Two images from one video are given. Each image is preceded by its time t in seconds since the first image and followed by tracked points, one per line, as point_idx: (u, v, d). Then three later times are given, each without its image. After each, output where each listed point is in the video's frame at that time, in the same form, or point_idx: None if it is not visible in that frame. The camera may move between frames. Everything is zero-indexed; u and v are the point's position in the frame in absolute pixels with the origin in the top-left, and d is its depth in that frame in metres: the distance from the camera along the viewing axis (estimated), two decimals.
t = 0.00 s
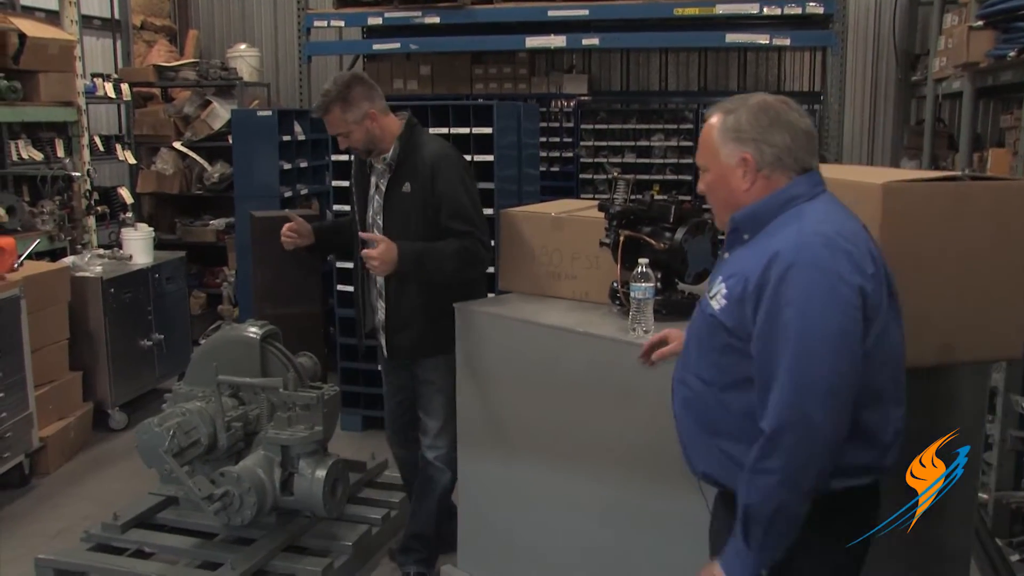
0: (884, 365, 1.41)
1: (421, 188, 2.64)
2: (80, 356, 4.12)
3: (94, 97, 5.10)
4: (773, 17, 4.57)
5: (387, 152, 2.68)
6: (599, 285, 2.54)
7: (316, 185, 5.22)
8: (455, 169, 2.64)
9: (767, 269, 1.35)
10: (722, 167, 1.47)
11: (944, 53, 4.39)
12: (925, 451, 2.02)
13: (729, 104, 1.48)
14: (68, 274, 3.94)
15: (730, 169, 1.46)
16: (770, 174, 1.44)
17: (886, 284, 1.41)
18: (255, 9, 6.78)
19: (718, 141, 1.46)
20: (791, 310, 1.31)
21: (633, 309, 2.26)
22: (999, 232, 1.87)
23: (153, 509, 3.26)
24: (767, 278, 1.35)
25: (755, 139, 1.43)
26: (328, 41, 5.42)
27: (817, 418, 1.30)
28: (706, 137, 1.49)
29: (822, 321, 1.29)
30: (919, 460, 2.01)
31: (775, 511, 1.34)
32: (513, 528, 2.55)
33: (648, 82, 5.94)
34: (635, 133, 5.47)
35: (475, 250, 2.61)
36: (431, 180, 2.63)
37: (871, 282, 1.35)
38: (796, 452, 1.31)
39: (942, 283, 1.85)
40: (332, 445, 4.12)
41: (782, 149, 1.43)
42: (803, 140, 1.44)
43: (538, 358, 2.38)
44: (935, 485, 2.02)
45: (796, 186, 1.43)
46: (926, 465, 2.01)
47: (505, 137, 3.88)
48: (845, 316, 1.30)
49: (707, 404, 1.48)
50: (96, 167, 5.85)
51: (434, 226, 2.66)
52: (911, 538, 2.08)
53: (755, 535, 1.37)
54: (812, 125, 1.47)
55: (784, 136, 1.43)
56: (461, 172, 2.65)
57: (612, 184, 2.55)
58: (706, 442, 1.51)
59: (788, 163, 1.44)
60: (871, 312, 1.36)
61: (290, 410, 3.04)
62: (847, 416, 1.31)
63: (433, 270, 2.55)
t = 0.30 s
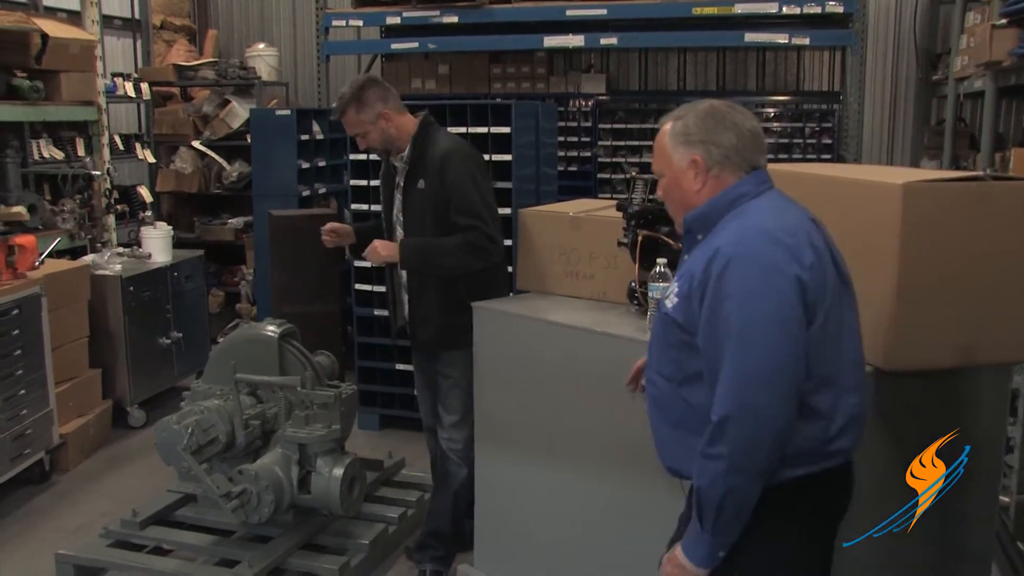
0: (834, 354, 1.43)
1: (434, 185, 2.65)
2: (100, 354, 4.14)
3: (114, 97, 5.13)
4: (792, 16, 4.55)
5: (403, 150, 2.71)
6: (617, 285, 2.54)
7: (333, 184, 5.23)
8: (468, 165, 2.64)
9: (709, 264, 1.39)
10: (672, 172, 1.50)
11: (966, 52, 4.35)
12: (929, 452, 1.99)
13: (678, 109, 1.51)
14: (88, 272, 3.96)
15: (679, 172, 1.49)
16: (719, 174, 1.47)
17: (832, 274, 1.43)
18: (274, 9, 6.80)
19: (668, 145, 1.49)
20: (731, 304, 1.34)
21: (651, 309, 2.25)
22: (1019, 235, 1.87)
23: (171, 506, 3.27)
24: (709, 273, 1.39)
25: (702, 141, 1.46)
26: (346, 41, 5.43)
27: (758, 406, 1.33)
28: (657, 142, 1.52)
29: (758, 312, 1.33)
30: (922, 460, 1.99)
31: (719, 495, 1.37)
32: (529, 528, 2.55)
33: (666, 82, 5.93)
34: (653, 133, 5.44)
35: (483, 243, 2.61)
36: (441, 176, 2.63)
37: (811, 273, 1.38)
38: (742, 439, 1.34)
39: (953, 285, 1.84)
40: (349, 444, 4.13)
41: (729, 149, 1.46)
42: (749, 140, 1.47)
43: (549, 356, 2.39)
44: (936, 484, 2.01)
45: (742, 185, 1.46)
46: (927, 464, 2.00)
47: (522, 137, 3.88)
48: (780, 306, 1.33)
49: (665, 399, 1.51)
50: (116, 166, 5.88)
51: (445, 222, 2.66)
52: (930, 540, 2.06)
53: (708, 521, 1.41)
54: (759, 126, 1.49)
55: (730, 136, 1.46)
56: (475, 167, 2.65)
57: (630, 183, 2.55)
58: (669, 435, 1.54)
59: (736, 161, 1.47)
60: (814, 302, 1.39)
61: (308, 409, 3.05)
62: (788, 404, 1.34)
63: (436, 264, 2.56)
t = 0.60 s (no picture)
0: (743, 365, 1.50)
1: (454, 180, 2.68)
2: (123, 351, 4.17)
3: (138, 96, 5.17)
4: (816, 15, 4.51)
5: (428, 148, 2.75)
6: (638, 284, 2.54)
7: (355, 184, 5.24)
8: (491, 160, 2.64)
9: (620, 277, 1.48)
10: (606, 181, 1.60)
11: (993, 51, 4.31)
12: (927, 452, 1.94)
13: (614, 121, 1.62)
14: (111, 270, 3.98)
15: (611, 181, 1.59)
16: (647, 184, 1.56)
17: (744, 288, 1.50)
18: (296, 9, 6.82)
19: (603, 156, 1.59)
20: (639, 316, 1.42)
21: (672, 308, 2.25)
22: None
23: (192, 504, 3.28)
24: (620, 284, 1.47)
25: (630, 152, 1.56)
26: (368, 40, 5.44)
27: (661, 413, 1.40)
28: (595, 152, 1.62)
29: (659, 323, 1.40)
30: (920, 460, 1.94)
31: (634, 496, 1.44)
32: (546, 529, 2.56)
33: (688, 82, 5.91)
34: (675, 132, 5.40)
35: (487, 238, 2.60)
36: (460, 171, 2.66)
37: (715, 286, 1.45)
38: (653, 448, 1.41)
39: (977, 285, 1.82)
40: (370, 442, 4.14)
41: (655, 160, 1.55)
42: (675, 151, 1.56)
43: (557, 358, 2.43)
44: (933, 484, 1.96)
45: (665, 197, 1.55)
46: (926, 464, 1.95)
47: (544, 136, 3.87)
48: (681, 318, 1.40)
49: (595, 406, 1.58)
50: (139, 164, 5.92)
51: (462, 216, 2.69)
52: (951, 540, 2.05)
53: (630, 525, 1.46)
54: (690, 137, 1.59)
55: (655, 147, 1.55)
56: (497, 162, 2.65)
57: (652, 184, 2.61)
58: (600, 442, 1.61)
59: (662, 170, 1.56)
60: (719, 315, 1.46)
61: (328, 407, 3.07)
62: (694, 411, 1.41)
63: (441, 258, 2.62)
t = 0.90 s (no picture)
0: (642, 346, 1.55)
1: (481, 173, 2.68)
2: (146, 347, 4.19)
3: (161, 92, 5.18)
4: (844, 11, 4.47)
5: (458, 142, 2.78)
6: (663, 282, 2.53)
7: (378, 180, 5.24)
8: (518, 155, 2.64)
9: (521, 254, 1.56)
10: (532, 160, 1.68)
11: None
12: (926, 451, 1.90)
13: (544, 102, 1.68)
14: (134, 265, 4.00)
15: (536, 161, 1.67)
16: (566, 164, 1.63)
17: (647, 272, 1.55)
18: (319, 4, 6.82)
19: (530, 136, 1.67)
20: (526, 292, 1.50)
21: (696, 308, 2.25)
22: None
23: (214, 499, 3.29)
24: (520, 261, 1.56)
25: (549, 133, 1.63)
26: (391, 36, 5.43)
27: (538, 392, 1.48)
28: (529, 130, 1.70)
29: (543, 300, 1.48)
30: (920, 459, 1.90)
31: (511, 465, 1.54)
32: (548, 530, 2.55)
33: (713, 78, 5.87)
34: (699, 129, 5.35)
35: (507, 230, 2.59)
36: (487, 165, 2.66)
37: (609, 268, 1.51)
38: (522, 417, 1.50)
39: (1005, 284, 1.80)
40: (391, 439, 4.14)
41: (571, 140, 1.61)
42: (594, 131, 1.62)
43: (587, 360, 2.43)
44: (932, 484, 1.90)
45: (582, 177, 1.62)
46: (926, 464, 1.91)
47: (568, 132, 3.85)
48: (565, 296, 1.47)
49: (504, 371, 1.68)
50: (162, 160, 5.95)
51: (486, 210, 2.70)
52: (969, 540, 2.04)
53: (501, 494, 1.58)
54: (610, 120, 1.64)
55: (572, 128, 1.61)
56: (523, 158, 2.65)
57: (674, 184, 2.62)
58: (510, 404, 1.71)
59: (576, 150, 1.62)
60: (613, 297, 1.52)
61: (350, 403, 3.06)
62: (569, 384, 1.48)
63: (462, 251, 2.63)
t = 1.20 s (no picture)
0: (570, 327, 1.67)
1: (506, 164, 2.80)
2: (169, 340, 4.19)
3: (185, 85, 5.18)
4: (874, 2, 4.40)
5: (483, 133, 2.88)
6: (689, 278, 2.49)
7: (402, 173, 5.22)
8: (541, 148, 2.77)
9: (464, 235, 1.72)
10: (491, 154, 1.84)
11: None
12: (926, 451, 1.80)
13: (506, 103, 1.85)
14: (158, 258, 4.00)
15: (492, 156, 1.83)
16: (516, 156, 1.79)
17: (578, 258, 1.68)
18: None
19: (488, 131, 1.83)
20: (459, 266, 1.64)
21: (722, 303, 2.22)
22: None
23: (236, 494, 3.28)
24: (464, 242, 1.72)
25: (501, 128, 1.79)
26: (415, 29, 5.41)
27: (465, 357, 1.62)
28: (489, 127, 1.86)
29: (473, 274, 1.62)
30: (919, 459, 1.80)
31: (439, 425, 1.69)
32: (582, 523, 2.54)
33: (740, 71, 5.81)
34: (726, 123, 5.30)
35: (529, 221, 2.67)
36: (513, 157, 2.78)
37: (540, 252, 1.64)
38: (441, 379, 1.65)
39: None
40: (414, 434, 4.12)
41: (520, 134, 1.77)
42: (541, 127, 1.78)
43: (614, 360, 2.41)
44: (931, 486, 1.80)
45: (528, 168, 1.77)
46: (926, 464, 1.81)
47: (594, 126, 3.82)
48: (494, 271, 1.61)
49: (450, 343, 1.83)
50: (186, 154, 5.96)
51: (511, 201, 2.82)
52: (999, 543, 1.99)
53: (416, 442, 1.75)
54: (559, 119, 1.79)
55: (522, 122, 1.77)
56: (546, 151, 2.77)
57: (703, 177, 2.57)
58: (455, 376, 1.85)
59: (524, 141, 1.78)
60: (543, 279, 1.65)
61: (373, 398, 3.05)
62: (489, 354, 1.62)
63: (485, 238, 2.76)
